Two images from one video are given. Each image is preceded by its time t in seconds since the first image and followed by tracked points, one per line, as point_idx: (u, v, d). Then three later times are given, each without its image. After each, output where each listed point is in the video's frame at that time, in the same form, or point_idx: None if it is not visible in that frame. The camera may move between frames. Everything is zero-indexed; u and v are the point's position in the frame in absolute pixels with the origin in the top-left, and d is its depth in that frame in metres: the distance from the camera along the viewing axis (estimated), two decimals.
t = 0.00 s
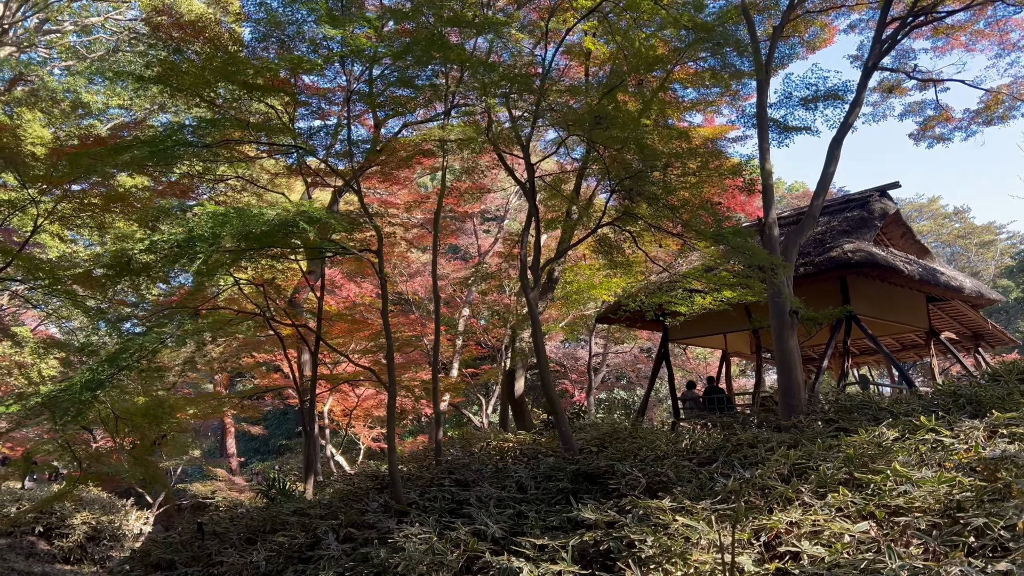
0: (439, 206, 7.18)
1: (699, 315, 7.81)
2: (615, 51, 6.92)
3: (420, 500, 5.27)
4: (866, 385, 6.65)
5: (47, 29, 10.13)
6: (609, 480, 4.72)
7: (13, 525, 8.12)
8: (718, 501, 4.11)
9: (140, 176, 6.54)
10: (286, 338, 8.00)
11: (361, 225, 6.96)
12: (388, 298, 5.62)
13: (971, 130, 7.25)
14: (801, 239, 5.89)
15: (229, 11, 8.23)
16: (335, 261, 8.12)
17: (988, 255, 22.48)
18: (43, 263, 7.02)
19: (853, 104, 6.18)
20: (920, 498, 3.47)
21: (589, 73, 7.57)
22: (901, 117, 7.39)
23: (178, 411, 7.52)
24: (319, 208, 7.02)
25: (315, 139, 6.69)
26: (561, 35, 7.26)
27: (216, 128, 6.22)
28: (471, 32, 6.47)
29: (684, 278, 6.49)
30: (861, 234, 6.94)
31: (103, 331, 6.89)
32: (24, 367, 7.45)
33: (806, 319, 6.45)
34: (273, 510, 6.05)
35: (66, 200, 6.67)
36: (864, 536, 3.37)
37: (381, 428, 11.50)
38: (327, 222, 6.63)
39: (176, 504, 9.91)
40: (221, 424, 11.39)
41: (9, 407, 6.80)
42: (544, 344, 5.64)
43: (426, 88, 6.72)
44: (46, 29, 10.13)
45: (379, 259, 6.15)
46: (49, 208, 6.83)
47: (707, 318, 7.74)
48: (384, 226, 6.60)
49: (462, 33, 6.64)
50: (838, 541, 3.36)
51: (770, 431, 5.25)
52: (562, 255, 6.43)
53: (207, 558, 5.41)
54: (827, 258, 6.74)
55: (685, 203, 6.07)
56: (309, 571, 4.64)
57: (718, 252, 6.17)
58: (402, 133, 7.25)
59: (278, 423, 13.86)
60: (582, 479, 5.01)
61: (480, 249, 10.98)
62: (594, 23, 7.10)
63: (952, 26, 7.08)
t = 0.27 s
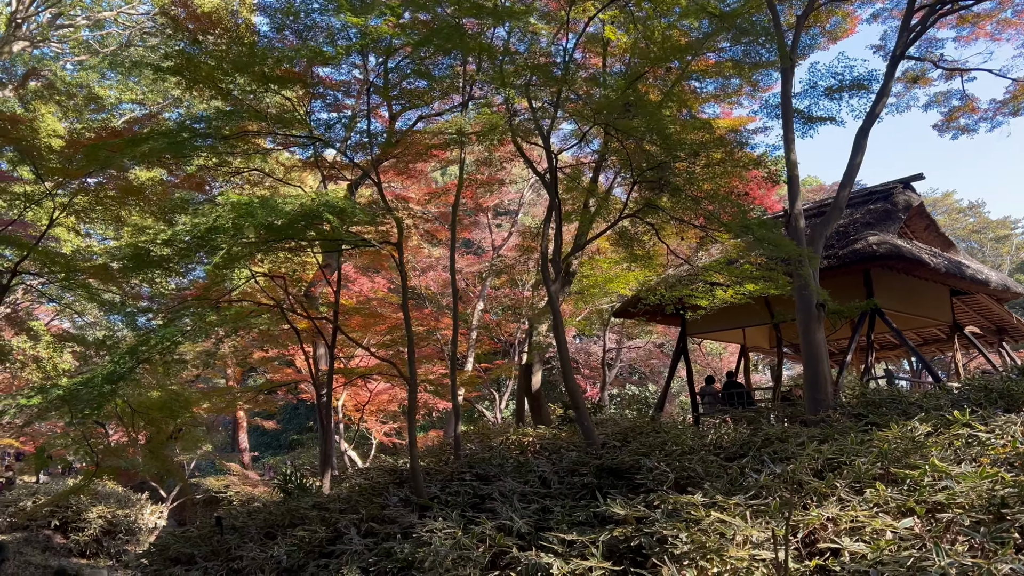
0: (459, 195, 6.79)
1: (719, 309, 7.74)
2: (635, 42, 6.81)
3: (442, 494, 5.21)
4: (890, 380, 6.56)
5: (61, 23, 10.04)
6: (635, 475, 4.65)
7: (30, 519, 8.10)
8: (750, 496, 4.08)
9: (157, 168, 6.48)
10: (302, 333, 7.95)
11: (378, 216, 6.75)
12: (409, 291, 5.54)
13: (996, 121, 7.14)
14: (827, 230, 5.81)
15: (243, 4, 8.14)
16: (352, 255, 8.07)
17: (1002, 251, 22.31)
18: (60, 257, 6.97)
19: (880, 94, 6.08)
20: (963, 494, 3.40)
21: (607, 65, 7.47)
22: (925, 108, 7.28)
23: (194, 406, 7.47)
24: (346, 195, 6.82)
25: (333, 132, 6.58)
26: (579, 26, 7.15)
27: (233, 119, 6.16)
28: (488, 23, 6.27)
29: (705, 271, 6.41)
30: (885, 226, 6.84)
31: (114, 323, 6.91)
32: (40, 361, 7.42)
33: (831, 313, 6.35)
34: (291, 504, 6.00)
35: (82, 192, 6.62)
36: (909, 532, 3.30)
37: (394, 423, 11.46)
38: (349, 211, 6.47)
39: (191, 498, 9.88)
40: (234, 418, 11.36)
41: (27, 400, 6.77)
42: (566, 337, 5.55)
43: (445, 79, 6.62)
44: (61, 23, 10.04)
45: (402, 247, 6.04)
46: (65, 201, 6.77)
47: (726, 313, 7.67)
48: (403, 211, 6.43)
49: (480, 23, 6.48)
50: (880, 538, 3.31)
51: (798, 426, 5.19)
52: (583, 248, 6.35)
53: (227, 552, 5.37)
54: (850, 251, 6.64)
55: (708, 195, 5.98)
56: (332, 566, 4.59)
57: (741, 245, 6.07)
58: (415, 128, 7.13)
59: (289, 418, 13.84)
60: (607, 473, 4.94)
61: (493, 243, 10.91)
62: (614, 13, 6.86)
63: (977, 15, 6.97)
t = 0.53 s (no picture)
0: (483, 188, 6.72)
1: (744, 304, 7.63)
2: (659, 33, 6.67)
3: (468, 491, 5.14)
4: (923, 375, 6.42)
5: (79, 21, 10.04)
6: (668, 472, 4.56)
7: (52, 516, 8.26)
8: (790, 493, 4.00)
9: (178, 163, 6.44)
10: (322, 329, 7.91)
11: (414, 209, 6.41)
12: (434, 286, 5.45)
13: None
14: (860, 223, 5.68)
15: None
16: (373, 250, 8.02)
17: None
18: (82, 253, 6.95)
19: (913, 82, 5.94)
20: (1017, 492, 3.28)
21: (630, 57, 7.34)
22: (956, 98, 7.11)
23: (216, 402, 7.44)
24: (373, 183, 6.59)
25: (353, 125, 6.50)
26: (602, 18, 7.02)
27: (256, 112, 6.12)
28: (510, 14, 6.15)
29: (733, 265, 6.31)
30: (916, 219, 6.70)
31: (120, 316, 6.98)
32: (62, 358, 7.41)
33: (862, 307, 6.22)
34: (314, 501, 5.94)
35: (103, 188, 6.59)
36: (962, 530, 3.22)
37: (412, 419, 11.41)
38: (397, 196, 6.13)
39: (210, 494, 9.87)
40: (252, 415, 11.34)
41: (50, 397, 6.76)
42: (592, 333, 5.43)
43: (466, 72, 6.52)
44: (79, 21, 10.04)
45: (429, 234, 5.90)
46: (88, 195, 6.75)
47: (754, 308, 7.56)
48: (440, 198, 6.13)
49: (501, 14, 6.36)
50: (932, 537, 3.23)
51: (834, 422, 5.08)
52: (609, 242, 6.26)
53: (251, 549, 5.32)
54: (881, 243, 6.50)
55: (737, 187, 5.86)
56: (360, 562, 4.52)
57: (770, 238, 5.95)
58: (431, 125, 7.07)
59: (306, 415, 13.83)
60: (637, 470, 4.85)
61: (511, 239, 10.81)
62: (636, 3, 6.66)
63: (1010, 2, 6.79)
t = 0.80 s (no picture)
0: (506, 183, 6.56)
1: (772, 300, 7.52)
2: (687, 25, 6.55)
3: (498, 491, 5.06)
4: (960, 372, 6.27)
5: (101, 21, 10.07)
6: (705, 472, 4.48)
7: (78, 513, 8.26)
8: (834, 494, 3.89)
9: (202, 161, 6.42)
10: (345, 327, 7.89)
11: (432, 202, 6.39)
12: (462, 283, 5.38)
13: None
14: (897, 216, 5.54)
15: None
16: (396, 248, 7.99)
17: None
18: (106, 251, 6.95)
19: (950, 72, 5.79)
20: None
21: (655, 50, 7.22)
22: (991, 89, 6.92)
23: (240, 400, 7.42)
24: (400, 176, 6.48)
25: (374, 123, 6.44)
26: (627, 9, 6.90)
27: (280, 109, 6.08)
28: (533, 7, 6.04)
29: (764, 260, 6.20)
30: (952, 212, 6.54)
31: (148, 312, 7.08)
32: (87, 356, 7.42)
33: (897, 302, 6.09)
34: (341, 500, 5.89)
35: (128, 186, 6.57)
36: (1021, 532, 3.11)
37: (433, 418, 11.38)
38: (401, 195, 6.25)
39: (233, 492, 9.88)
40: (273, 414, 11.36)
41: (76, 395, 6.77)
42: (623, 331, 5.38)
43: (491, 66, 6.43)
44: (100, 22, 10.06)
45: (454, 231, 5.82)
46: (112, 193, 6.75)
47: (783, 304, 7.46)
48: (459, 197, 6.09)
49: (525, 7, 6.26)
50: (989, 540, 3.12)
51: (873, 421, 4.95)
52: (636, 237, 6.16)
53: (279, 548, 5.28)
54: (916, 237, 6.35)
55: (769, 181, 5.74)
56: (390, 562, 4.45)
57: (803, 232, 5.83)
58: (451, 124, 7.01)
59: (326, 413, 13.85)
60: (671, 469, 4.77)
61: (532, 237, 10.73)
62: None
63: None
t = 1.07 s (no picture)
0: (533, 179, 6.39)
1: (802, 297, 7.42)
2: (716, 17, 6.43)
3: (529, 490, 4.99)
4: (999, 369, 6.13)
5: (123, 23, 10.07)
6: (744, 472, 4.39)
7: (105, 512, 8.30)
8: (880, 494, 3.79)
9: (228, 159, 6.40)
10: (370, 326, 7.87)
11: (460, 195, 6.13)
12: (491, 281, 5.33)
13: None
14: (934, 209, 5.42)
15: None
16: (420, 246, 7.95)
17: None
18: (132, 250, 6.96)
19: (988, 62, 5.65)
20: None
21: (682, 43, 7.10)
22: None
23: (266, 399, 7.42)
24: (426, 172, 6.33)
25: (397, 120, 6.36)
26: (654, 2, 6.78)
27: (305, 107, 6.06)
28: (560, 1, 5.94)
29: (796, 256, 6.11)
30: (988, 206, 6.39)
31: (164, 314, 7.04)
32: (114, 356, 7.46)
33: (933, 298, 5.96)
34: (370, 499, 5.85)
35: (155, 185, 6.57)
36: None
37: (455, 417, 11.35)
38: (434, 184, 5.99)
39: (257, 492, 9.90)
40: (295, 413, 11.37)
41: (104, 394, 6.80)
42: (654, 329, 5.34)
43: (516, 61, 6.36)
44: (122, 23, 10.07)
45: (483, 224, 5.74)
46: (138, 193, 6.77)
47: (813, 300, 7.35)
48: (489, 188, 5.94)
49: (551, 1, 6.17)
50: None
51: (914, 418, 4.84)
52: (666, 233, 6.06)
53: (308, 547, 5.24)
54: (951, 231, 6.20)
55: (802, 175, 5.65)
56: (422, 562, 4.39)
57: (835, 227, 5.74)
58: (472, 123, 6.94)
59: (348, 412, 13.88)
60: (708, 469, 4.70)
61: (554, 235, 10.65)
62: None
63: None
